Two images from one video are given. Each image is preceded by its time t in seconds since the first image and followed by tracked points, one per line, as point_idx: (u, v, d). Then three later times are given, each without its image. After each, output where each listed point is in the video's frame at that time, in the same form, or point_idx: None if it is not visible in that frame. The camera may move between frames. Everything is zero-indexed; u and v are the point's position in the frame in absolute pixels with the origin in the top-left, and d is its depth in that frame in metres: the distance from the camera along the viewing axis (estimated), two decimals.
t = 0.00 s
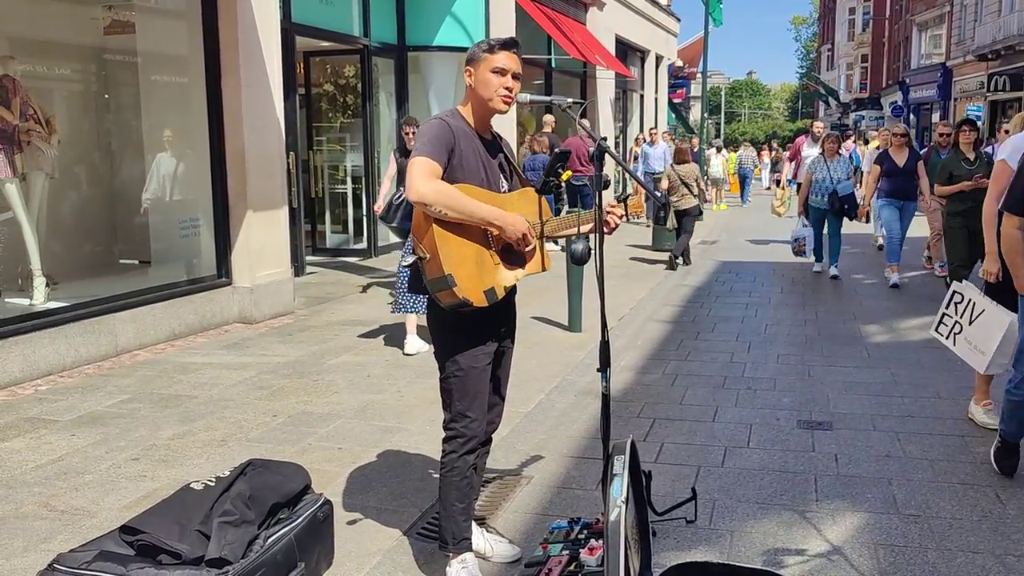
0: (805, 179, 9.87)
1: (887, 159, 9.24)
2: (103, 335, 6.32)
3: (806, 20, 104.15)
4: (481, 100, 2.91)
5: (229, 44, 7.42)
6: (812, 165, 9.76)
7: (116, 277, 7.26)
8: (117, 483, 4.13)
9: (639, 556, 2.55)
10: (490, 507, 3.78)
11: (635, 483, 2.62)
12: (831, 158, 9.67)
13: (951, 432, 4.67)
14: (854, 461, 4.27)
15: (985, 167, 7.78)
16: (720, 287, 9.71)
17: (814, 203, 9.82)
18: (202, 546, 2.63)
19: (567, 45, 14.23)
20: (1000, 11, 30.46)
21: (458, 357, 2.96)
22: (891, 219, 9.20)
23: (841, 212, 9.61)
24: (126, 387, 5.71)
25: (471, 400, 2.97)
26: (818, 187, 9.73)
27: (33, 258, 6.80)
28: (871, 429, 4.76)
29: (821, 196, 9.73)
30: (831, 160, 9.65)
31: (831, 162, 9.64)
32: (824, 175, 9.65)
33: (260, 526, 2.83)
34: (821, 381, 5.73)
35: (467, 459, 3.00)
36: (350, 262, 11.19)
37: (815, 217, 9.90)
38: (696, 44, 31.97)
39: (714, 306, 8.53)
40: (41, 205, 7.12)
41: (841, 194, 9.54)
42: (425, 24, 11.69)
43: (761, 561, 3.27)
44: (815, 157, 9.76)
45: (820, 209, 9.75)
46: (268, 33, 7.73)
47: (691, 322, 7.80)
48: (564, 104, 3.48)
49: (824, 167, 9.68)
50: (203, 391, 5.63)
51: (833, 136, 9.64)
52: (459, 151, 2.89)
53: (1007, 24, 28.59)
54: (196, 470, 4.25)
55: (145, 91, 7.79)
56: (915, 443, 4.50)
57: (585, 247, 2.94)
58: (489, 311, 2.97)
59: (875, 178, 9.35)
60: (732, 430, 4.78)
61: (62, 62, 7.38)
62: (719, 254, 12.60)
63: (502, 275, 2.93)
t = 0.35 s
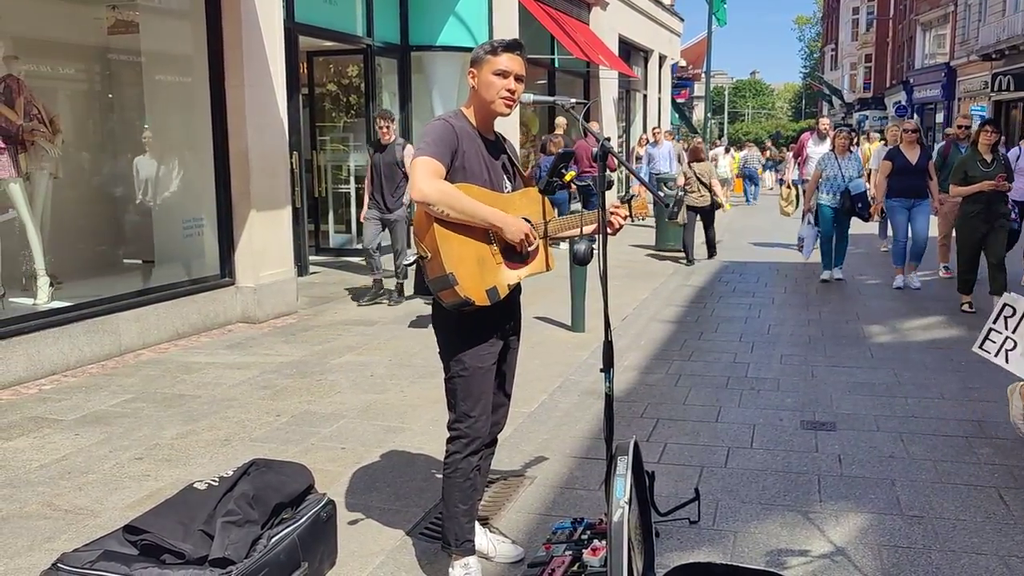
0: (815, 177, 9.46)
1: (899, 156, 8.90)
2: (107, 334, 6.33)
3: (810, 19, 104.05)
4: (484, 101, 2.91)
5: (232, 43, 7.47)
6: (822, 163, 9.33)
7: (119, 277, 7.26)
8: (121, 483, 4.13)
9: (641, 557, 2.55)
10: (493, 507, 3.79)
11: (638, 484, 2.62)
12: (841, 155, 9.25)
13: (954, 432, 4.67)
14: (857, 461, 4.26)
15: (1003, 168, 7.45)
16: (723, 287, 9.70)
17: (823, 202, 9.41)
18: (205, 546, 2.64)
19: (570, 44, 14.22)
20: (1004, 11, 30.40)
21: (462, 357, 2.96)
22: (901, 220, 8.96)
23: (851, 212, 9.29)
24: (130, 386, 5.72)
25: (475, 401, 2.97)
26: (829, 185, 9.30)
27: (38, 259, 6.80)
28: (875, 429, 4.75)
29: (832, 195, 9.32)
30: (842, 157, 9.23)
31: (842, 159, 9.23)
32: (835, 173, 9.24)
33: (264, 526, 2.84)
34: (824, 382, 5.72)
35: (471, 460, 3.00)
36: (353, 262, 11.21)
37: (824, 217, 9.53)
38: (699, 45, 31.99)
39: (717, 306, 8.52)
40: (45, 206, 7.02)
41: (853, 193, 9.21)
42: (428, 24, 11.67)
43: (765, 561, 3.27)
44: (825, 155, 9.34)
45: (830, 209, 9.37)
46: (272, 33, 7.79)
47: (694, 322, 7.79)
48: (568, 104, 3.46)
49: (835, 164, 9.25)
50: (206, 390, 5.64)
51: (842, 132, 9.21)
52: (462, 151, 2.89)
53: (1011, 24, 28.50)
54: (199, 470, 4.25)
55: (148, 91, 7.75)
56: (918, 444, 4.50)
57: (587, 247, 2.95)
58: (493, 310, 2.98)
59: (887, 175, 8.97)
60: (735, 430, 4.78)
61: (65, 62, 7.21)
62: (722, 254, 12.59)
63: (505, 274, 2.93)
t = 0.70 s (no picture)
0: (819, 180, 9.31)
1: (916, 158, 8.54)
2: (110, 333, 6.35)
3: (813, 19, 103.95)
4: (490, 102, 2.92)
5: (236, 43, 7.53)
6: (825, 166, 9.19)
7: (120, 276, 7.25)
8: (126, 481, 4.15)
9: (643, 558, 2.56)
10: (495, 507, 3.79)
11: (639, 485, 2.62)
12: (844, 158, 9.12)
13: (956, 433, 4.67)
14: (860, 462, 4.26)
15: None
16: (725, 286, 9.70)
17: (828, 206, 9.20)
18: (208, 544, 2.64)
19: (573, 44, 14.23)
20: (1008, 10, 30.33)
21: (461, 357, 2.96)
22: (914, 226, 8.64)
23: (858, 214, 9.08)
24: (134, 385, 5.73)
25: (474, 400, 2.98)
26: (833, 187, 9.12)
27: (41, 258, 6.78)
28: (878, 429, 4.75)
29: (837, 198, 9.10)
30: (845, 159, 9.11)
31: (844, 161, 9.09)
32: (838, 175, 9.08)
33: (267, 525, 2.84)
34: (827, 382, 5.72)
35: (470, 458, 3.01)
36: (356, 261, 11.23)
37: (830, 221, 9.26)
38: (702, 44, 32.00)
39: (720, 306, 8.52)
40: (50, 206, 6.98)
41: (861, 195, 9.04)
42: (430, 24, 11.68)
43: (767, 562, 3.27)
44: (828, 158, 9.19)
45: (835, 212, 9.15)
46: (276, 34, 7.84)
47: (696, 322, 7.79)
48: (571, 104, 3.45)
49: (839, 167, 9.11)
50: (210, 389, 5.66)
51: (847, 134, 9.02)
52: (467, 152, 2.89)
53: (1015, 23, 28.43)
54: (204, 469, 4.27)
55: (152, 91, 7.72)
56: (921, 444, 4.50)
57: (590, 248, 2.94)
58: (491, 311, 2.98)
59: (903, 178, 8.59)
60: (738, 430, 4.78)
61: (68, 61, 7.12)
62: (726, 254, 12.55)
63: (504, 277, 2.94)
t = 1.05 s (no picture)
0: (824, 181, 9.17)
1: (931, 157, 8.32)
2: (113, 332, 6.36)
3: (816, 18, 103.80)
4: (489, 101, 2.92)
5: (237, 42, 7.55)
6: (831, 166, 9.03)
7: (123, 279, 7.22)
8: (128, 480, 4.15)
9: (646, 557, 2.56)
10: (498, 505, 3.80)
11: (643, 484, 2.62)
12: (852, 158, 8.95)
13: (958, 432, 4.66)
14: (863, 461, 4.26)
15: None
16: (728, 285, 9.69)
17: (833, 208, 9.09)
18: (211, 542, 2.65)
19: (576, 43, 14.23)
20: (1012, 8, 30.24)
21: (468, 358, 2.97)
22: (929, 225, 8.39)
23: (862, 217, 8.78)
24: (136, 384, 5.74)
25: (479, 400, 2.98)
26: (839, 189, 8.96)
27: (44, 256, 6.80)
28: (880, 428, 4.75)
29: (842, 200, 8.95)
30: (852, 160, 8.93)
31: (851, 161, 8.91)
32: (843, 176, 8.90)
33: (269, 523, 2.84)
34: (829, 381, 5.71)
35: (476, 459, 3.01)
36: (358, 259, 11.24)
37: (836, 223, 9.14)
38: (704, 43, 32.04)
39: (723, 305, 8.51)
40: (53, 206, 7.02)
41: (864, 197, 8.72)
42: (432, 24, 11.68)
43: (770, 561, 3.27)
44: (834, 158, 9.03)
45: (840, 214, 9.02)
46: (278, 31, 7.83)
47: (699, 321, 7.78)
48: (572, 103, 3.45)
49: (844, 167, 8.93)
50: (212, 388, 5.66)
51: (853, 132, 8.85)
52: (467, 152, 2.90)
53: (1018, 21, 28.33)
54: (206, 467, 4.27)
55: (155, 89, 7.71)
56: (924, 443, 4.49)
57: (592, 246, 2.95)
58: (499, 311, 2.98)
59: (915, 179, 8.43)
60: (740, 430, 4.77)
61: (71, 61, 7.15)
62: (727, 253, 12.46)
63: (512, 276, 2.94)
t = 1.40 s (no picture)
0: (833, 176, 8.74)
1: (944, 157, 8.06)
2: (116, 331, 6.37)
3: (819, 18, 103.70)
4: (488, 100, 2.91)
5: (241, 44, 7.55)
6: (841, 161, 8.67)
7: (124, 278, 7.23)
8: (131, 478, 4.16)
9: (648, 556, 2.56)
10: (500, 504, 3.80)
11: (645, 483, 2.62)
12: (864, 154, 8.60)
13: (961, 431, 4.66)
14: (865, 460, 4.25)
15: None
16: (731, 285, 9.69)
17: (841, 206, 8.69)
18: (213, 540, 2.66)
19: (578, 42, 14.23)
20: (1015, 7, 30.22)
21: (468, 355, 2.97)
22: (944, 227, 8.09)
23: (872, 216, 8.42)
24: (139, 383, 5.75)
25: (480, 397, 2.98)
26: (849, 186, 8.58)
27: (47, 256, 6.82)
28: (883, 428, 4.74)
29: (852, 198, 8.56)
30: (864, 155, 8.58)
31: (864, 157, 8.56)
32: (855, 172, 8.53)
33: (271, 522, 2.85)
34: (831, 380, 5.71)
35: (476, 457, 3.01)
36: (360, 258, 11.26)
37: (843, 223, 8.72)
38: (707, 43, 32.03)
39: (725, 304, 8.51)
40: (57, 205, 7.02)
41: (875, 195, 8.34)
42: (435, 24, 11.70)
43: (771, 560, 3.27)
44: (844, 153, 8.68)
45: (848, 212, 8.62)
46: (281, 30, 7.85)
47: (701, 320, 7.78)
48: (575, 103, 3.46)
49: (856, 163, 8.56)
50: (215, 386, 5.67)
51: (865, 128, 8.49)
52: (468, 151, 2.90)
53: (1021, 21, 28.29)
54: (208, 466, 4.27)
55: (158, 88, 7.71)
56: (926, 443, 4.49)
57: (594, 245, 2.95)
58: (499, 310, 2.98)
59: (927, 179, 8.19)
60: (742, 429, 4.76)
61: (74, 61, 7.14)
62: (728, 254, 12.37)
63: (511, 275, 2.94)
